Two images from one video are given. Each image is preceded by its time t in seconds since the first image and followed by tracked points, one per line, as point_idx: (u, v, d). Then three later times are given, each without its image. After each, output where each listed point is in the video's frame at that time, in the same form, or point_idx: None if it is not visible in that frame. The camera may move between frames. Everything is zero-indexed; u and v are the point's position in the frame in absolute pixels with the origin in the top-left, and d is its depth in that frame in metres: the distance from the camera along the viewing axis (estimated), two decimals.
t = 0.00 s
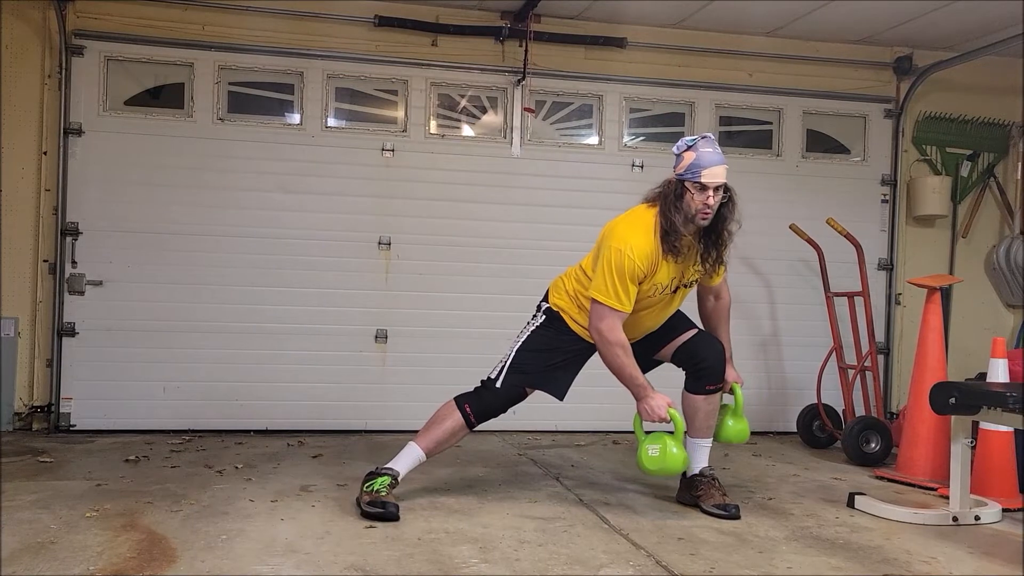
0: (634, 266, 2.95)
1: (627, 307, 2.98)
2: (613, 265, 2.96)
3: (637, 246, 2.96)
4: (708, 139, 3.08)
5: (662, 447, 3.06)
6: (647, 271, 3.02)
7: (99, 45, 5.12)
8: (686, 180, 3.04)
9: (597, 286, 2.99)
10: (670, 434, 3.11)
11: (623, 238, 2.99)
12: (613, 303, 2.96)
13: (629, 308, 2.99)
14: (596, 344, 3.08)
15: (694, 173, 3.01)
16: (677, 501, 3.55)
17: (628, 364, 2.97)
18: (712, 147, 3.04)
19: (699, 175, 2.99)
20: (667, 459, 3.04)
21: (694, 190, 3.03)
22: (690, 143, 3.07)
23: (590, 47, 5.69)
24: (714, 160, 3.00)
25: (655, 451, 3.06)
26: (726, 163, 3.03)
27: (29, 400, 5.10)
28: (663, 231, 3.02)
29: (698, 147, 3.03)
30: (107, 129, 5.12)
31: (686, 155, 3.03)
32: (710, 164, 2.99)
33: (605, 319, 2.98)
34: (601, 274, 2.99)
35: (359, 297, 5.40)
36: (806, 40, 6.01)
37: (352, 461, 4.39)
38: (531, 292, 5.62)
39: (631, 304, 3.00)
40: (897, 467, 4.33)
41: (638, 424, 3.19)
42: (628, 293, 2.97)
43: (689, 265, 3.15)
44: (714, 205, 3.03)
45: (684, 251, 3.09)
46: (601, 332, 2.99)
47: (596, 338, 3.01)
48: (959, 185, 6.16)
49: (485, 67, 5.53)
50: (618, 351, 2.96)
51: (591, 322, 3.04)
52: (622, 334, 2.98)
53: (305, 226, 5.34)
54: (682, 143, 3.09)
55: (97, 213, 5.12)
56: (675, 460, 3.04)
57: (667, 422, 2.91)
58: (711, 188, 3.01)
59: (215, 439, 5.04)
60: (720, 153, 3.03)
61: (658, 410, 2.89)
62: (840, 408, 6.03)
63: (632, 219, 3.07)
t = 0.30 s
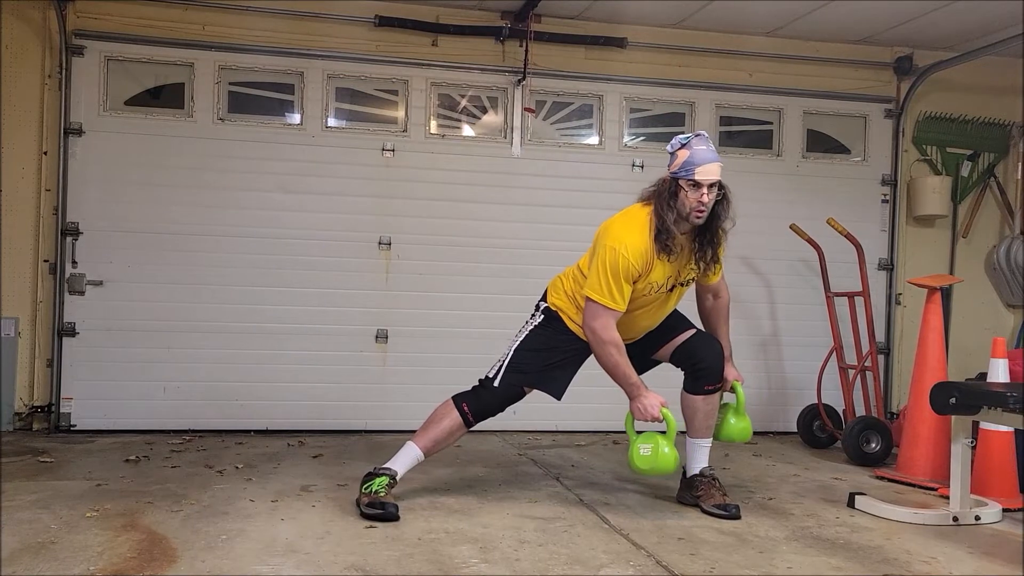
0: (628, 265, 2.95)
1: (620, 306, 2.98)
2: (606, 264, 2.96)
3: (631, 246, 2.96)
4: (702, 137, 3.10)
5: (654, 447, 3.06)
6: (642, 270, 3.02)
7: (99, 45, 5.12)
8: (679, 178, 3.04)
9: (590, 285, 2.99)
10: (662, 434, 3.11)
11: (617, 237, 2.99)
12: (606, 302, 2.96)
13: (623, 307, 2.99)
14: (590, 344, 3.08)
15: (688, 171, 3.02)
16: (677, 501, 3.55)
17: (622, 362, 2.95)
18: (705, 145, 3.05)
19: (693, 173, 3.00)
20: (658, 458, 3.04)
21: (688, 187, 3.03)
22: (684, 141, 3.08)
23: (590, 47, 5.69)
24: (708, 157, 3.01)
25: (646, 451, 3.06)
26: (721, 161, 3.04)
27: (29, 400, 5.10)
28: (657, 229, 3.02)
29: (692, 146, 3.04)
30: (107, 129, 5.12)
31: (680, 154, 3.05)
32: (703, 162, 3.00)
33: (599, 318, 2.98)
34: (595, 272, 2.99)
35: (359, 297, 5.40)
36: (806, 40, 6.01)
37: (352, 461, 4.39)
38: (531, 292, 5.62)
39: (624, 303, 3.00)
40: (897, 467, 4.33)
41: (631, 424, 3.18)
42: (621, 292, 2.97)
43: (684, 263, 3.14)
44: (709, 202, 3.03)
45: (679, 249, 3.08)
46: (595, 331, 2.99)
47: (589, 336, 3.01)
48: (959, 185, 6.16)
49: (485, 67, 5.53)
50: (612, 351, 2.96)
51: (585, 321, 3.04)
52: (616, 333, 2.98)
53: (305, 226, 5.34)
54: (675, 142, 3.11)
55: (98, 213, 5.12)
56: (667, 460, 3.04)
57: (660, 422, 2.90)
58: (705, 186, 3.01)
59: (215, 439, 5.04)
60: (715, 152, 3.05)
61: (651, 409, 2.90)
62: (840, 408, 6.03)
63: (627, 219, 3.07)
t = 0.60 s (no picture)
0: (625, 264, 2.94)
1: (617, 305, 2.98)
2: (603, 264, 2.96)
3: (628, 245, 2.96)
4: (698, 135, 3.11)
5: (646, 447, 3.06)
6: (639, 270, 3.02)
7: (99, 45, 5.12)
8: (676, 175, 3.06)
9: (587, 284, 2.99)
10: (653, 434, 3.11)
11: (614, 236, 2.99)
12: (602, 301, 2.96)
13: (619, 306, 2.98)
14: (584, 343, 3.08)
15: (684, 169, 3.03)
16: (677, 501, 3.55)
17: (616, 362, 2.97)
18: (701, 143, 3.07)
19: (689, 170, 3.02)
20: (650, 458, 3.04)
21: (684, 185, 3.03)
22: (680, 140, 3.10)
23: (590, 47, 5.69)
24: (704, 155, 3.03)
25: (638, 450, 3.06)
26: (717, 159, 3.05)
27: (29, 400, 5.10)
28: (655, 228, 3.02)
29: (688, 143, 3.06)
30: (107, 129, 5.12)
31: (676, 152, 3.07)
32: (700, 159, 3.02)
33: (594, 317, 2.98)
34: (592, 272, 2.99)
35: (359, 297, 5.40)
36: (806, 40, 6.01)
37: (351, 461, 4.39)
38: (530, 292, 5.62)
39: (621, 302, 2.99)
40: (897, 467, 4.33)
41: (622, 424, 3.18)
42: (618, 291, 2.97)
43: (681, 263, 3.14)
44: (705, 200, 3.03)
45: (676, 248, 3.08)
46: (589, 330, 2.99)
47: (585, 335, 3.01)
48: (959, 185, 6.16)
49: (485, 67, 5.53)
50: (607, 350, 2.97)
51: (580, 320, 3.04)
52: (611, 332, 2.98)
53: (305, 226, 5.34)
54: (671, 140, 3.12)
55: (98, 213, 5.12)
56: (659, 460, 3.04)
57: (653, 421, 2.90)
58: (702, 182, 3.02)
59: (215, 439, 5.04)
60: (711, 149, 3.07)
61: (642, 410, 2.89)
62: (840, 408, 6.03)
63: (624, 218, 3.07)
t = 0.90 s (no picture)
0: (622, 264, 2.94)
1: (614, 306, 2.97)
2: (600, 264, 2.96)
3: (626, 245, 2.96)
4: (695, 135, 3.11)
5: (643, 448, 3.06)
6: (636, 269, 3.01)
7: (99, 45, 5.12)
8: (673, 175, 3.04)
9: (584, 284, 2.99)
10: (650, 435, 3.11)
11: (612, 236, 2.99)
12: (599, 300, 2.96)
13: (616, 306, 2.98)
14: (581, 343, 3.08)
15: (681, 168, 3.02)
16: (677, 501, 3.55)
17: (612, 362, 2.97)
18: (698, 142, 3.06)
19: (686, 169, 3.00)
20: (648, 459, 3.04)
21: (682, 184, 3.02)
22: (677, 139, 3.10)
23: (591, 47, 5.69)
24: (700, 154, 3.01)
25: (637, 451, 3.06)
26: (714, 159, 3.03)
27: (29, 400, 5.10)
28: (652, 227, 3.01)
29: (685, 143, 3.05)
30: (108, 129, 5.12)
31: (674, 151, 3.07)
32: (696, 158, 3.00)
33: (591, 317, 2.97)
34: (589, 271, 2.99)
35: (359, 297, 5.40)
36: (806, 41, 6.01)
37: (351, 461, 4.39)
38: (531, 292, 5.62)
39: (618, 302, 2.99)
40: (897, 467, 4.33)
41: (620, 424, 3.18)
42: (615, 291, 2.97)
43: (679, 262, 3.13)
44: (703, 198, 3.01)
45: (673, 248, 3.08)
46: (586, 330, 2.99)
47: (582, 335, 3.00)
48: (959, 185, 6.16)
49: (486, 67, 5.53)
50: (604, 350, 2.96)
51: (577, 319, 3.04)
52: (608, 332, 2.98)
53: (306, 226, 5.34)
54: (670, 140, 3.13)
55: (98, 213, 5.12)
56: (655, 461, 3.04)
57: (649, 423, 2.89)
58: (699, 181, 3.00)
59: (215, 439, 5.04)
60: (708, 149, 3.05)
61: (640, 411, 2.87)
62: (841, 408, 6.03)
63: (623, 218, 3.06)
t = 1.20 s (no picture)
0: (620, 265, 2.94)
1: (613, 307, 2.97)
2: (599, 264, 2.96)
3: (624, 246, 2.96)
4: (693, 135, 3.12)
5: (643, 450, 3.06)
6: (635, 271, 3.01)
7: (99, 45, 5.12)
8: (672, 175, 3.05)
9: (582, 284, 2.99)
10: (650, 437, 3.11)
11: (611, 237, 2.99)
12: (597, 301, 2.96)
13: (615, 307, 2.98)
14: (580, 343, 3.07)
15: (679, 168, 3.03)
16: (677, 501, 3.55)
17: (611, 362, 2.96)
18: (696, 142, 3.07)
19: (684, 169, 3.01)
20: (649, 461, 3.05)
21: (681, 184, 3.02)
22: (676, 140, 3.12)
23: (591, 47, 5.69)
24: (699, 154, 3.02)
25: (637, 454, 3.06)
26: (713, 159, 3.05)
27: (29, 400, 5.10)
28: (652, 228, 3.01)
29: (683, 143, 3.07)
30: (108, 129, 5.12)
31: (672, 152, 3.08)
32: (694, 158, 3.01)
33: (590, 318, 2.97)
34: (589, 272, 2.99)
35: (359, 297, 5.40)
36: (806, 40, 6.01)
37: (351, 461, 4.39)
38: (531, 293, 5.62)
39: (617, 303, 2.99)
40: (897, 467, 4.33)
41: (619, 426, 3.18)
42: (614, 292, 2.97)
43: (678, 263, 3.13)
44: (702, 198, 3.01)
45: (672, 248, 3.08)
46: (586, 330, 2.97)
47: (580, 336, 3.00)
48: (959, 185, 6.15)
49: (486, 67, 5.53)
50: (603, 349, 2.95)
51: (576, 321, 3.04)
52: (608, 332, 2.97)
53: (306, 226, 5.34)
54: (668, 141, 3.15)
55: (98, 213, 5.12)
56: (656, 463, 3.04)
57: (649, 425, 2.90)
58: (697, 181, 3.01)
59: (215, 439, 5.04)
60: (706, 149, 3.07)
61: (640, 412, 2.89)
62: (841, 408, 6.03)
63: (622, 219, 3.06)
